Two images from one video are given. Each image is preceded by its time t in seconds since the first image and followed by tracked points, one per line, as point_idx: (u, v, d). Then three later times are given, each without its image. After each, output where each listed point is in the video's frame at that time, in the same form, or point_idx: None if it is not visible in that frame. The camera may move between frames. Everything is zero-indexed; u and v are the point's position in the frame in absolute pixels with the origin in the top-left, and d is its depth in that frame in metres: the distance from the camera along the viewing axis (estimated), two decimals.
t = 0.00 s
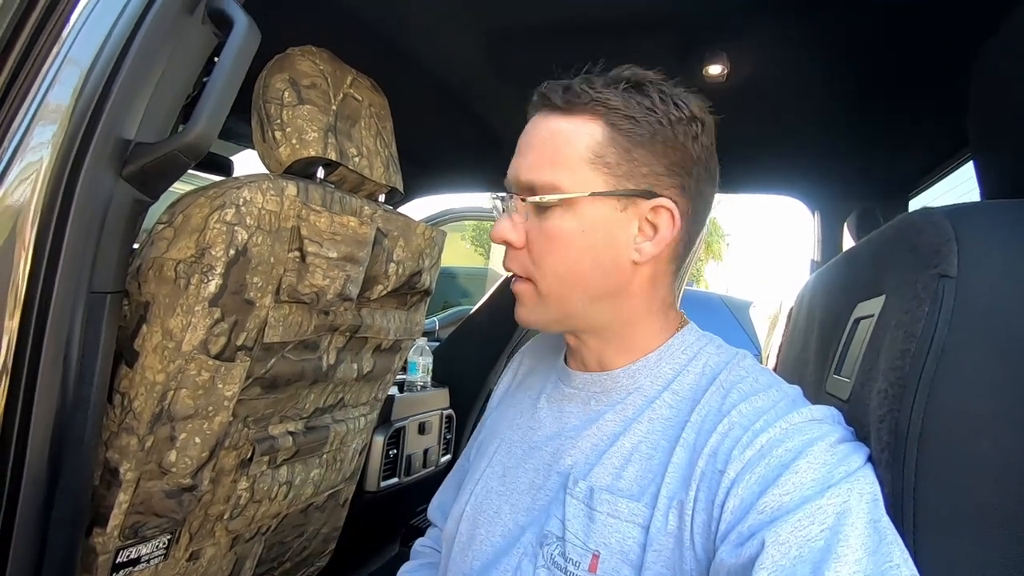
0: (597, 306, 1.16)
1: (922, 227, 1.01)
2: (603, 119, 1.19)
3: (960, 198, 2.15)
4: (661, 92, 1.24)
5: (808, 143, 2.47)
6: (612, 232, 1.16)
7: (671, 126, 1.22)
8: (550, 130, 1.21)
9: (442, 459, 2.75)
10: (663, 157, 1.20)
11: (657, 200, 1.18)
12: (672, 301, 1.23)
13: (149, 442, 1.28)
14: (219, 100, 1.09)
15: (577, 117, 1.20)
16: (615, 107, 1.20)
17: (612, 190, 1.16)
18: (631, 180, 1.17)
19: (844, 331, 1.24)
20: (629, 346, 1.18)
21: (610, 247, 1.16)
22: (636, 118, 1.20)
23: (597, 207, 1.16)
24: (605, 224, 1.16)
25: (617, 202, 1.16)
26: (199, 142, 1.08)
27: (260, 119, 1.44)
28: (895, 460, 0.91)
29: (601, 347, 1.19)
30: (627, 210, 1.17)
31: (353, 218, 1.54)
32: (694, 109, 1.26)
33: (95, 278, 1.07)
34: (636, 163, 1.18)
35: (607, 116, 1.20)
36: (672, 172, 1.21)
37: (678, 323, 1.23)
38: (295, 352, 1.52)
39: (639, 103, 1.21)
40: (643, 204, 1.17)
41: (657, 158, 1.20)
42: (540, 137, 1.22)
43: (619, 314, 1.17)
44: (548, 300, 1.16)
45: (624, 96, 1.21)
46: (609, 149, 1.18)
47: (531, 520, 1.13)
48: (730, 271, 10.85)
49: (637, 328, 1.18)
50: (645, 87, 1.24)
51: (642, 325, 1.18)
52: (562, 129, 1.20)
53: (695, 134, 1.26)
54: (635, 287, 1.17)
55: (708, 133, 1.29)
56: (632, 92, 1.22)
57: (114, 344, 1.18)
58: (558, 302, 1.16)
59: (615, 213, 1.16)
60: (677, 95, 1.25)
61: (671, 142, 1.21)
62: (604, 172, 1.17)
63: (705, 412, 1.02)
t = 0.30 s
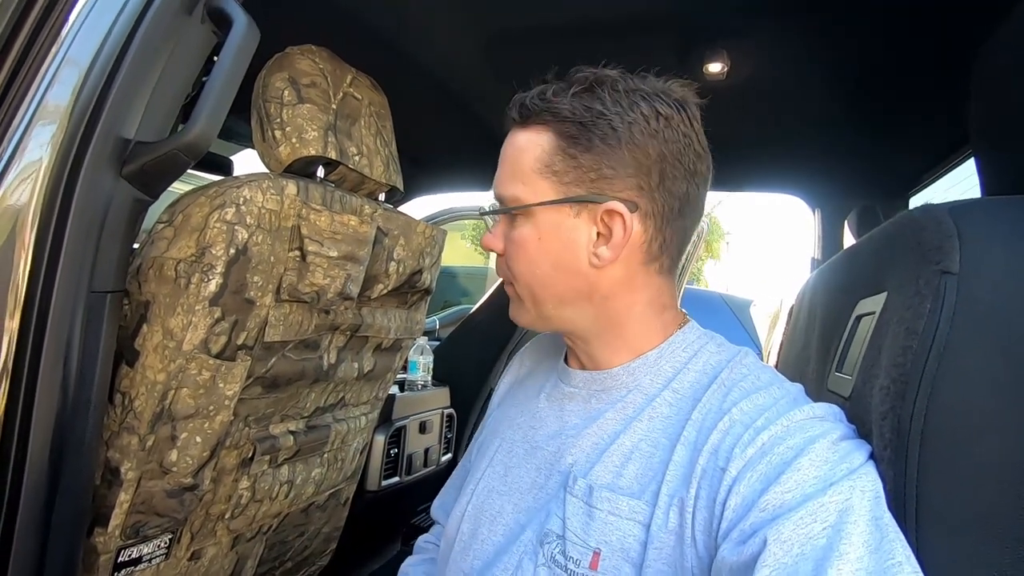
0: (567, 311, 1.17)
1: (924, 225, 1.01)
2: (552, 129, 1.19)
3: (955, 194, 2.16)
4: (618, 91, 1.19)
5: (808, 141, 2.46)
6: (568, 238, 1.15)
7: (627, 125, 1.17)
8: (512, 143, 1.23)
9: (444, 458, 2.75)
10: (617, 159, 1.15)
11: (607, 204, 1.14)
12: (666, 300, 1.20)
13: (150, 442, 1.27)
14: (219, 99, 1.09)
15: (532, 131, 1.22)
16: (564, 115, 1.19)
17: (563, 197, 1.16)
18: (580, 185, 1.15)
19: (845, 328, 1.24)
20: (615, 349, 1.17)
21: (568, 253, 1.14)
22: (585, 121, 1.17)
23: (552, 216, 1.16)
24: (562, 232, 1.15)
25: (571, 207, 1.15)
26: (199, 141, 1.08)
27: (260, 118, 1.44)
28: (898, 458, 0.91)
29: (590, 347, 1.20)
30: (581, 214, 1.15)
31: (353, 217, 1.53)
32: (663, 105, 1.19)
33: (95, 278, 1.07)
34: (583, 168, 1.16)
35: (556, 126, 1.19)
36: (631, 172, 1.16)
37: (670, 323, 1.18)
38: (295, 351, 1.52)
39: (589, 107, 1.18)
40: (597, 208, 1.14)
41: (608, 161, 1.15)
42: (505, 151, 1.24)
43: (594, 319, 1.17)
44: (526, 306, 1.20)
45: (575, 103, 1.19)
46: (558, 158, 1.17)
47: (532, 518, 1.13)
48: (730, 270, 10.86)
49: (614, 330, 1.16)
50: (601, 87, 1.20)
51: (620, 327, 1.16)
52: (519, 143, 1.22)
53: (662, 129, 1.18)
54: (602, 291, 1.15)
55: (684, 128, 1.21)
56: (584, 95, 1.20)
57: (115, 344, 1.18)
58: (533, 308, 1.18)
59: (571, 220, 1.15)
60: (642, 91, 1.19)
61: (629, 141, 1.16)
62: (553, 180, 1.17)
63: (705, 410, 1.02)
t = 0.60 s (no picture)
0: (569, 317, 1.16)
1: (927, 227, 1.01)
2: (555, 135, 1.17)
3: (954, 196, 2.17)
4: (623, 96, 1.17)
5: (809, 141, 2.46)
6: (572, 246, 1.14)
7: (632, 133, 1.15)
8: (513, 147, 1.21)
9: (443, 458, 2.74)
10: (621, 168, 1.14)
11: (612, 213, 1.12)
12: (669, 305, 1.19)
13: (148, 443, 1.27)
14: (217, 99, 1.08)
15: (534, 135, 1.20)
16: (567, 121, 1.17)
17: (566, 205, 1.14)
18: (584, 194, 1.14)
19: (846, 330, 1.23)
20: (617, 356, 1.16)
21: (571, 261, 1.13)
22: (589, 128, 1.15)
23: (555, 225, 1.14)
24: (565, 240, 1.14)
25: (574, 216, 1.14)
26: (196, 141, 1.07)
27: (259, 118, 1.43)
28: (900, 462, 0.90)
29: (591, 354, 1.19)
30: (585, 223, 1.14)
31: (352, 217, 1.53)
32: (669, 110, 1.17)
33: (92, 278, 1.06)
34: (587, 176, 1.14)
35: (559, 131, 1.17)
36: (635, 181, 1.14)
37: (673, 328, 1.18)
38: (294, 351, 1.52)
39: (593, 112, 1.16)
40: (601, 217, 1.13)
41: (614, 169, 1.14)
42: (506, 155, 1.23)
43: (596, 326, 1.15)
44: (527, 311, 1.18)
45: (578, 106, 1.17)
46: (561, 165, 1.16)
47: (532, 521, 1.13)
48: (730, 269, 10.86)
49: (617, 337, 1.15)
50: (605, 91, 1.17)
51: (622, 335, 1.15)
52: (521, 148, 1.20)
53: (668, 136, 1.16)
54: (605, 300, 1.14)
55: (692, 133, 1.19)
56: (588, 99, 1.17)
57: (112, 344, 1.17)
58: (534, 315, 1.17)
59: (574, 229, 1.14)
60: (648, 96, 1.17)
61: (634, 149, 1.14)
62: (556, 188, 1.15)
63: (706, 413, 1.02)
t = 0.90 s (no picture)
0: (581, 332, 1.17)
1: (906, 232, 1.04)
2: (569, 155, 1.14)
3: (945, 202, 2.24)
4: (638, 112, 1.15)
5: (803, 143, 2.48)
6: (589, 266, 1.14)
7: (648, 153, 1.14)
8: (521, 164, 1.18)
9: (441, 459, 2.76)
10: (639, 190, 1.14)
11: (631, 235, 1.13)
12: (674, 314, 1.21)
13: (149, 447, 1.29)
14: (216, 109, 1.10)
15: (546, 154, 1.16)
16: (582, 140, 1.14)
17: (582, 227, 1.14)
18: (601, 217, 1.14)
19: (835, 332, 1.26)
20: (623, 366, 1.17)
21: (588, 281, 1.14)
22: (605, 148, 1.13)
23: (573, 247, 1.14)
24: (582, 261, 1.14)
25: (590, 237, 1.14)
26: (195, 151, 1.09)
27: (256, 125, 1.45)
28: (882, 462, 0.95)
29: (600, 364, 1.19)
30: (601, 244, 1.14)
31: (349, 222, 1.55)
32: (684, 126, 1.16)
33: (94, 285, 1.08)
34: (604, 199, 1.13)
35: (574, 151, 1.14)
36: (653, 202, 1.15)
37: (677, 336, 1.20)
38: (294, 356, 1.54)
39: (608, 131, 1.14)
40: (619, 238, 1.13)
41: (631, 191, 1.14)
42: (512, 171, 1.19)
43: (608, 338, 1.17)
44: (539, 326, 1.18)
45: (593, 126, 1.14)
46: (577, 187, 1.14)
47: (531, 519, 1.15)
48: (727, 269, 10.90)
49: (629, 349, 1.17)
50: (619, 107, 1.15)
51: (634, 347, 1.17)
52: (532, 166, 1.17)
53: (684, 153, 1.16)
54: (618, 315, 1.16)
55: (705, 147, 1.19)
56: (602, 116, 1.15)
57: (114, 350, 1.19)
58: (548, 331, 1.18)
59: (591, 250, 1.14)
60: (662, 112, 1.16)
61: (651, 169, 1.14)
62: (571, 210, 1.14)
63: (701, 415, 1.04)
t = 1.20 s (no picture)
0: (583, 344, 1.16)
1: (908, 229, 1.05)
2: (557, 176, 1.12)
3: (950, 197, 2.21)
4: (624, 124, 1.13)
5: (806, 142, 2.49)
6: (588, 282, 1.13)
7: (638, 167, 1.12)
8: (509, 185, 1.15)
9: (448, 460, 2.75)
10: (632, 205, 1.13)
11: (628, 250, 1.12)
12: (673, 313, 1.20)
13: (159, 447, 1.30)
14: (220, 111, 1.12)
15: (532, 175, 1.13)
16: (569, 161, 1.11)
17: (577, 245, 1.12)
18: (595, 234, 1.13)
19: (838, 329, 1.26)
20: (626, 370, 1.17)
21: (588, 297, 1.13)
22: (594, 167, 1.11)
23: (570, 266, 1.12)
24: (580, 277, 1.13)
25: (587, 255, 1.12)
26: (199, 154, 1.10)
27: (261, 127, 1.47)
28: (883, 457, 0.96)
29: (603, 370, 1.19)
30: (598, 260, 1.13)
31: (353, 223, 1.56)
32: (672, 133, 1.14)
33: (102, 287, 1.10)
34: (597, 217, 1.12)
35: (562, 171, 1.12)
36: (647, 215, 1.14)
37: (676, 335, 1.19)
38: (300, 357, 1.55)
39: (595, 149, 1.11)
40: (616, 253, 1.12)
41: (624, 207, 1.12)
42: (501, 192, 1.16)
43: (609, 348, 1.16)
44: (540, 339, 1.18)
45: (579, 143, 1.11)
46: (569, 207, 1.12)
47: (531, 515, 1.16)
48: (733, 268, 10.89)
49: (630, 355, 1.16)
50: (604, 120, 1.13)
51: (635, 353, 1.16)
52: (520, 188, 1.14)
53: (674, 161, 1.14)
54: (619, 325, 1.15)
55: (695, 151, 1.17)
56: (588, 132, 1.12)
57: (122, 351, 1.21)
58: (550, 344, 1.17)
59: (588, 266, 1.13)
60: (649, 120, 1.13)
61: (642, 183, 1.12)
62: (564, 231, 1.12)
63: (698, 411, 1.05)
